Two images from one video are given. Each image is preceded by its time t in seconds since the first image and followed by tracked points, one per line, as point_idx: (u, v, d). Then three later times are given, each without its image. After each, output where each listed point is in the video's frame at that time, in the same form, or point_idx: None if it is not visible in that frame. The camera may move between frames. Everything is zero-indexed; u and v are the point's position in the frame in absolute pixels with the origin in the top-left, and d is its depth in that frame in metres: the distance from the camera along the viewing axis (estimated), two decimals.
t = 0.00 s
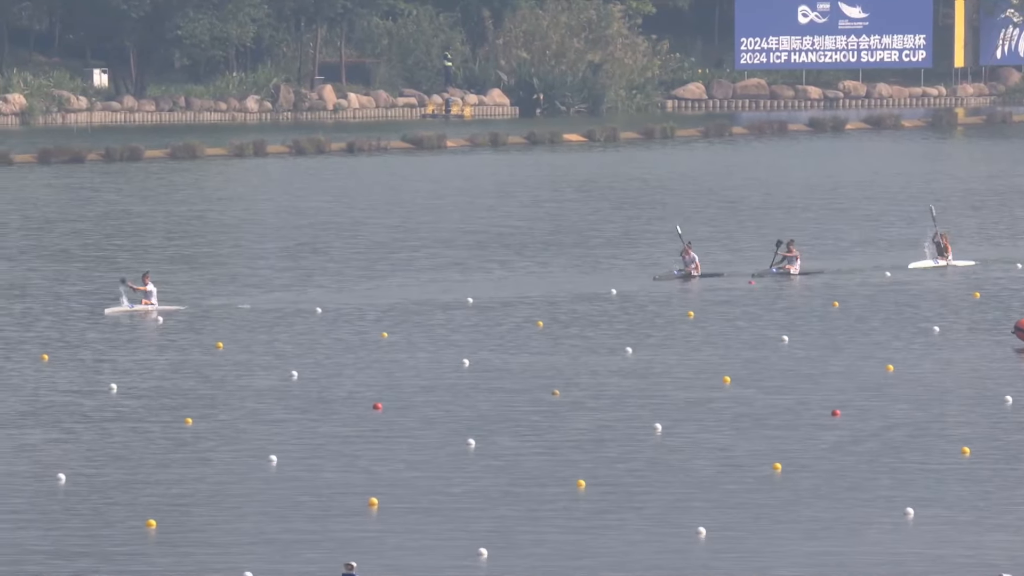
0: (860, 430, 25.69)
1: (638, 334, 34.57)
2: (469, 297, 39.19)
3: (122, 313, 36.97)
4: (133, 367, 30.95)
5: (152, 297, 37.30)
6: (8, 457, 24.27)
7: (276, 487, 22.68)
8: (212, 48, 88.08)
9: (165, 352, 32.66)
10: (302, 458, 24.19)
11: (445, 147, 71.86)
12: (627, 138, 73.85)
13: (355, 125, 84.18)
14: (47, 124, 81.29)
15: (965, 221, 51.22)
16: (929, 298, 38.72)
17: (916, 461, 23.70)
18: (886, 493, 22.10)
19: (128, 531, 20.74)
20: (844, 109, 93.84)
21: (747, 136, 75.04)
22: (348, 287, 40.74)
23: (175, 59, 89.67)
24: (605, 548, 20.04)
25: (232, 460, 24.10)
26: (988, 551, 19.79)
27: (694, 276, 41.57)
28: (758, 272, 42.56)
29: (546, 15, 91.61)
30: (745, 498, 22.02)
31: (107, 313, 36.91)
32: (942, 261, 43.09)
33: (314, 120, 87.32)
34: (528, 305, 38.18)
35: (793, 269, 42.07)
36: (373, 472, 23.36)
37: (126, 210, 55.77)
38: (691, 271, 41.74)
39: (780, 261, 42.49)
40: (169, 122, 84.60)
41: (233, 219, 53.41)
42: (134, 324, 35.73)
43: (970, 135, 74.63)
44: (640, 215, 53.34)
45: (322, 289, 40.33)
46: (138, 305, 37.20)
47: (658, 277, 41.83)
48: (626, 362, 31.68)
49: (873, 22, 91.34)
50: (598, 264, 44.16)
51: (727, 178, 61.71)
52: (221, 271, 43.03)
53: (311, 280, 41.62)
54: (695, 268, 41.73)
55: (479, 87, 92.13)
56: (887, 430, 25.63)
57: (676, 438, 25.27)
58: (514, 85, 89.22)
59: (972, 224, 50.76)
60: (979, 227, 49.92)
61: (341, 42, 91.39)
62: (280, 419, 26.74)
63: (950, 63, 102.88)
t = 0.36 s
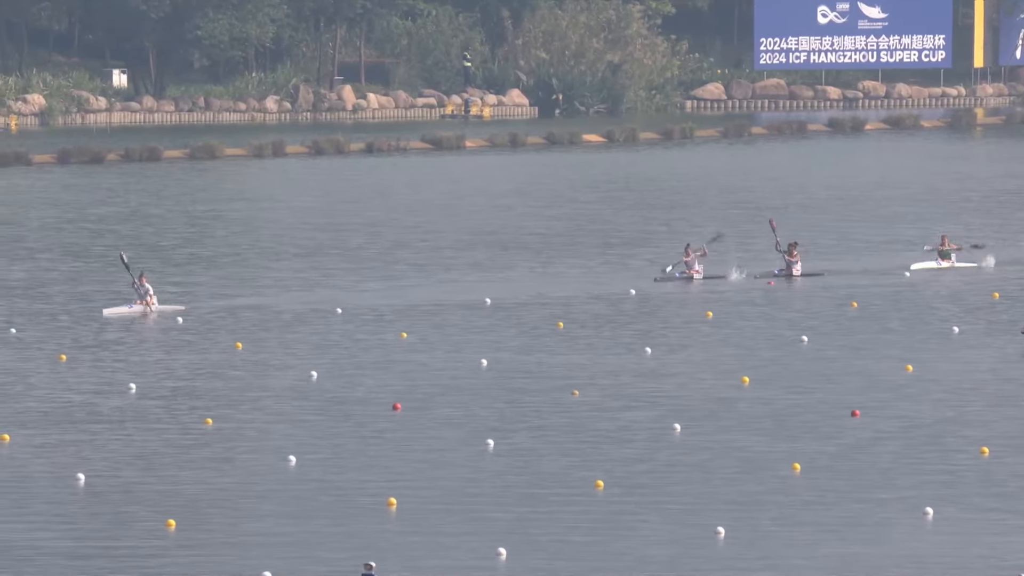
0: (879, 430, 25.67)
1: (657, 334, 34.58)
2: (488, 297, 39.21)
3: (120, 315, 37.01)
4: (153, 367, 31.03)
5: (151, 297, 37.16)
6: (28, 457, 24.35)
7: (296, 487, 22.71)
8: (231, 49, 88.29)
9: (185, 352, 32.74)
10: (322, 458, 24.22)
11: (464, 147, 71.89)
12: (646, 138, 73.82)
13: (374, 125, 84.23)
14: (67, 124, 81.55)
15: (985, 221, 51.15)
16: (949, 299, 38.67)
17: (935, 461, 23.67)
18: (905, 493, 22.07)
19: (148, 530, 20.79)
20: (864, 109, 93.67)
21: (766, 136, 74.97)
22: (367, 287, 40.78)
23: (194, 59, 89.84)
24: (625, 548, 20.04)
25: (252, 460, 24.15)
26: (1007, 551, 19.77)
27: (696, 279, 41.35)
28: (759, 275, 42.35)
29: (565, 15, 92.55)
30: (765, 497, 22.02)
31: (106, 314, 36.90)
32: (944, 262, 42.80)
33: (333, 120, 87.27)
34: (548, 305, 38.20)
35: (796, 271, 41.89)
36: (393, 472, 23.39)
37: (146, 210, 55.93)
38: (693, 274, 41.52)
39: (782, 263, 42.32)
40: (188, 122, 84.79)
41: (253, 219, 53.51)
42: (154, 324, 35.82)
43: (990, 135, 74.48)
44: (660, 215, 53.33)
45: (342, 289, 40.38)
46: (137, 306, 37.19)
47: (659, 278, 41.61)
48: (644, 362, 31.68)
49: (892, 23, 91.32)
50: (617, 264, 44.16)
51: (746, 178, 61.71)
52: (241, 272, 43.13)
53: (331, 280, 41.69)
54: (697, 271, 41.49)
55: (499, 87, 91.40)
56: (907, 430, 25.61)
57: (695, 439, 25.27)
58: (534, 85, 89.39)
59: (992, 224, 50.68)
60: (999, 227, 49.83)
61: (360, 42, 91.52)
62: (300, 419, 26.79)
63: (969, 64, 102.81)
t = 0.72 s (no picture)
0: (888, 430, 25.60)
1: (666, 334, 34.51)
2: (496, 297, 39.16)
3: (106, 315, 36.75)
4: (162, 367, 31.00)
5: (136, 300, 37.32)
6: (37, 457, 24.34)
7: (304, 486, 22.71)
8: (240, 48, 88.29)
9: (193, 351, 32.72)
10: (330, 458, 24.19)
11: (473, 147, 71.82)
12: (655, 138, 73.72)
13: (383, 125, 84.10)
14: (76, 124, 81.50)
15: (995, 222, 51.02)
16: (959, 298, 38.56)
17: (944, 460, 23.63)
18: (915, 493, 22.03)
19: (156, 530, 20.79)
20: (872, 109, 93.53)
21: (775, 136, 74.86)
22: (375, 287, 40.74)
23: (203, 59, 89.85)
24: (634, 548, 20.03)
25: (259, 461, 24.12)
26: (1015, 552, 19.73)
27: (687, 279, 41.04)
28: (749, 275, 42.08)
29: (574, 15, 91.47)
30: (774, 497, 21.98)
31: (90, 314, 36.63)
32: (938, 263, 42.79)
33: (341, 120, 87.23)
34: (557, 305, 38.14)
35: (786, 271, 41.64)
36: (402, 472, 23.36)
37: (153, 210, 55.90)
38: (684, 274, 41.23)
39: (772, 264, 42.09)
40: (197, 121, 84.74)
41: (261, 219, 53.48)
42: (163, 325, 35.80)
43: (999, 136, 74.31)
44: (668, 216, 53.22)
45: (350, 289, 40.35)
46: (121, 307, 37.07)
47: (650, 279, 41.35)
48: (653, 362, 31.62)
49: (902, 22, 90.76)
50: (625, 264, 44.10)
51: (755, 177, 61.64)
52: (250, 271, 43.12)
53: (338, 280, 41.64)
54: (688, 270, 41.17)
55: (507, 87, 92.10)
56: (917, 430, 25.54)
57: (705, 438, 25.21)
58: (542, 84, 90.00)
59: (1002, 224, 50.55)
60: (1009, 227, 49.70)
61: (369, 42, 91.55)
62: (308, 419, 26.75)
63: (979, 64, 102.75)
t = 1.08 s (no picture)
0: (894, 430, 25.54)
1: (672, 334, 34.44)
2: (502, 297, 39.08)
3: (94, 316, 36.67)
4: (167, 367, 30.97)
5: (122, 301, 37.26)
6: (42, 456, 24.33)
7: (309, 486, 22.69)
8: (245, 48, 88.39)
9: (198, 351, 32.68)
10: (335, 458, 24.16)
11: (477, 147, 71.77)
12: (660, 137, 73.63)
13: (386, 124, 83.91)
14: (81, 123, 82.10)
15: (1001, 221, 50.87)
16: (964, 298, 38.46)
17: (949, 461, 23.59)
18: (921, 493, 22.01)
19: (161, 531, 20.76)
20: (877, 109, 93.50)
21: (780, 135, 74.78)
22: (379, 286, 40.67)
23: (208, 59, 89.86)
24: (639, 548, 20.00)
25: (264, 461, 24.09)
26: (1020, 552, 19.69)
27: (675, 279, 40.96)
28: (736, 275, 41.95)
29: (578, 15, 91.47)
30: (779, 497, 21.95)
31: (76, 316, 36.53)
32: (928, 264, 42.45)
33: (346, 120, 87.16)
34: (562, 305, 38.06)
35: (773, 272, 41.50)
36: (407, 472, 23.32)
37: (158, 209, 55.83)
38: (673, 273, 41.16)
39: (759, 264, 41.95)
40: (202, 121, 84.66)
41: (266, 219, 53.40)
42: (167, 325, 35.76)
43: (1004, 135, 74.11)
44: (673, 215, 53.14)
45: (355, 289, 40.29)
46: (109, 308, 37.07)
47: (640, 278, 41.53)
48: (658, 362, 31.55)
49: (906, 20, 91.15)
50: (630, 264, 44.02)
51: (760, 177, 61.49)
52: (256, 271, 43.11)
53: (343, 280, 41.58)
54: (677, 270, 41.07)
55: (512, 86, 92.29)
56: (924, 430, 25.48)
57: (710, 438, 25.16)
58: (547, 84, 90.11)
59: (1008, 224, 50.40)
60: (1015, 227, 49.57)
61: (374, 42, 91.63)
62: (313, 420, 26.72)
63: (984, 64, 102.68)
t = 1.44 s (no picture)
0: (903, 430, 25.49)
1: (682, 334, 34.44)
2: (511, 297, 39.05)
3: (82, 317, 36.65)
4: (175, 367, 30.99)
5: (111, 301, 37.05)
6: (51, 456, 24.36)
7: (317, 486, 22.68)
8: (255, 48, 88.37)
9: (207, 351, 32.70)
10: (345, 457, 24.17)
11: (487, 147, 71.78)
12: (669, 137, 73.59)
13: (396, 124, 83.88)
14: (91, 123, 81.83)
15: (1010, 221, 50.77)
16: (973, 298, 38.41)
17: (959, 461, 23.54)
18: (933, 492, 21.97)
19: (170, 532, 20.75)
20: (886, 108, 93.38)
21: (790, 135, 74.67)
22: (387, 287, 40.65)
23: (217, 58, 89.89)
24: (648, 548, 19.97)
25: (273, 460, 24.10)
26: None
27: (667, 280, 40.72)
28: (733, 275, 41.96)
29: (588, 14, 91.19)
30: (790, 497, 21.94)
31: (65, 317, 36.52)
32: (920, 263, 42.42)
33: (356, 120, 87.14)
34: (571, 305, 38.05)
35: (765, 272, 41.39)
36: (417, 472, 23.33)
37: (167, 210, 55.87)
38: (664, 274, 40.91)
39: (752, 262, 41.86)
40: (211, 121, 84.61)
41: (276, 219, 53.40)
42: (176, 324, 35.77)
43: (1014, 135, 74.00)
44: (683, 215, 53.12)
45: (364, 288, 40.29)
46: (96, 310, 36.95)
47: (630, 281, 41.09)
48: (667, 362, 31.52)
49: (916, 20, 90.79)
50: (638, 264, 44.00)
51: (769, 177, 61.44)
52: (266, 271, 43.15)
53: (350, 279, 41.58)
54: (669, 271, 40.84)
55: (522, 86, 92.08)
56: (935, 430, 25.45)
57: (718, 439, 25.14)
58: (557, 84, 90.07)
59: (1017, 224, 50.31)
60: None
61: (384, 42, 91.66)
62: (321, 419, 26.71)
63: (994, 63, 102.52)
